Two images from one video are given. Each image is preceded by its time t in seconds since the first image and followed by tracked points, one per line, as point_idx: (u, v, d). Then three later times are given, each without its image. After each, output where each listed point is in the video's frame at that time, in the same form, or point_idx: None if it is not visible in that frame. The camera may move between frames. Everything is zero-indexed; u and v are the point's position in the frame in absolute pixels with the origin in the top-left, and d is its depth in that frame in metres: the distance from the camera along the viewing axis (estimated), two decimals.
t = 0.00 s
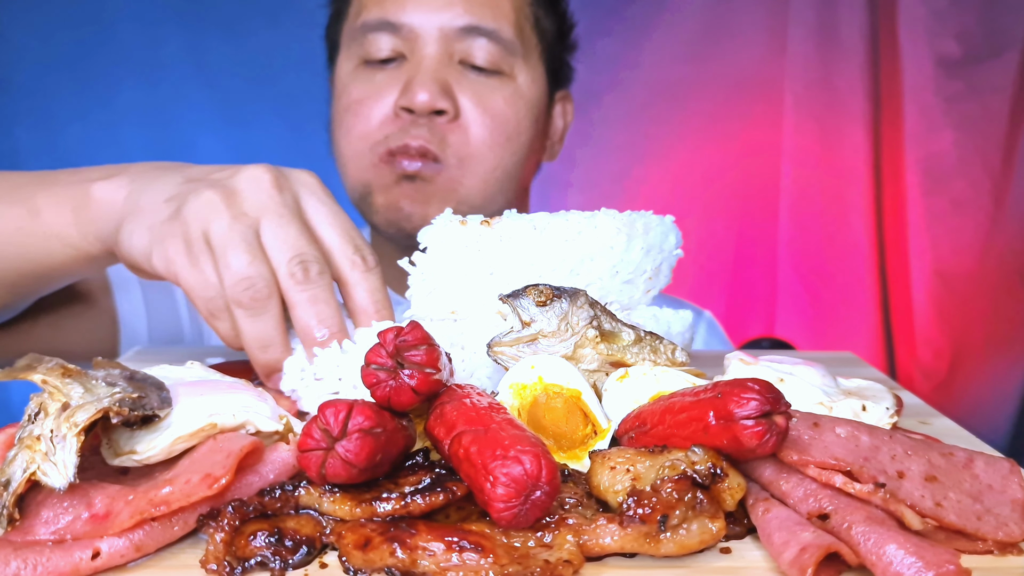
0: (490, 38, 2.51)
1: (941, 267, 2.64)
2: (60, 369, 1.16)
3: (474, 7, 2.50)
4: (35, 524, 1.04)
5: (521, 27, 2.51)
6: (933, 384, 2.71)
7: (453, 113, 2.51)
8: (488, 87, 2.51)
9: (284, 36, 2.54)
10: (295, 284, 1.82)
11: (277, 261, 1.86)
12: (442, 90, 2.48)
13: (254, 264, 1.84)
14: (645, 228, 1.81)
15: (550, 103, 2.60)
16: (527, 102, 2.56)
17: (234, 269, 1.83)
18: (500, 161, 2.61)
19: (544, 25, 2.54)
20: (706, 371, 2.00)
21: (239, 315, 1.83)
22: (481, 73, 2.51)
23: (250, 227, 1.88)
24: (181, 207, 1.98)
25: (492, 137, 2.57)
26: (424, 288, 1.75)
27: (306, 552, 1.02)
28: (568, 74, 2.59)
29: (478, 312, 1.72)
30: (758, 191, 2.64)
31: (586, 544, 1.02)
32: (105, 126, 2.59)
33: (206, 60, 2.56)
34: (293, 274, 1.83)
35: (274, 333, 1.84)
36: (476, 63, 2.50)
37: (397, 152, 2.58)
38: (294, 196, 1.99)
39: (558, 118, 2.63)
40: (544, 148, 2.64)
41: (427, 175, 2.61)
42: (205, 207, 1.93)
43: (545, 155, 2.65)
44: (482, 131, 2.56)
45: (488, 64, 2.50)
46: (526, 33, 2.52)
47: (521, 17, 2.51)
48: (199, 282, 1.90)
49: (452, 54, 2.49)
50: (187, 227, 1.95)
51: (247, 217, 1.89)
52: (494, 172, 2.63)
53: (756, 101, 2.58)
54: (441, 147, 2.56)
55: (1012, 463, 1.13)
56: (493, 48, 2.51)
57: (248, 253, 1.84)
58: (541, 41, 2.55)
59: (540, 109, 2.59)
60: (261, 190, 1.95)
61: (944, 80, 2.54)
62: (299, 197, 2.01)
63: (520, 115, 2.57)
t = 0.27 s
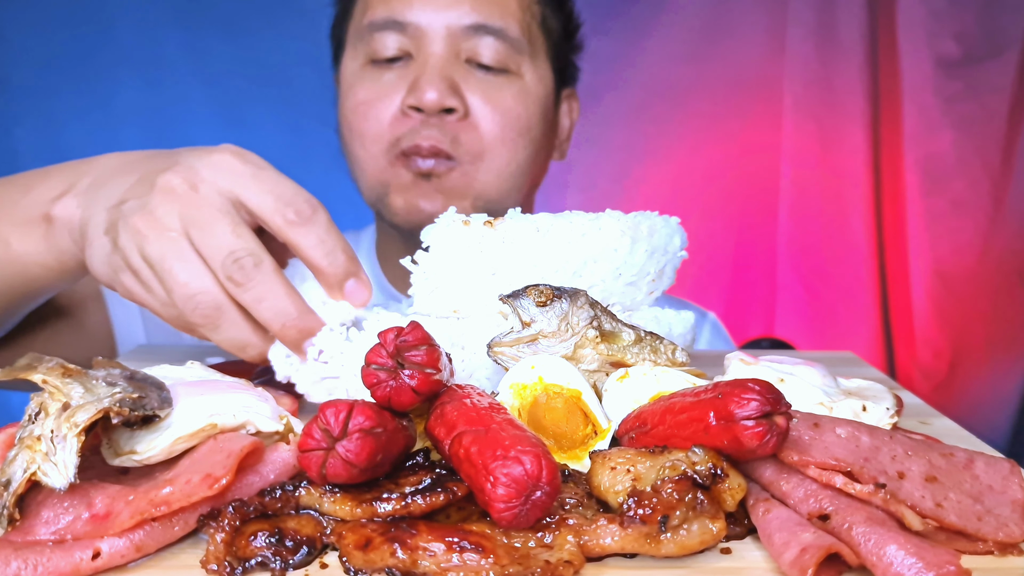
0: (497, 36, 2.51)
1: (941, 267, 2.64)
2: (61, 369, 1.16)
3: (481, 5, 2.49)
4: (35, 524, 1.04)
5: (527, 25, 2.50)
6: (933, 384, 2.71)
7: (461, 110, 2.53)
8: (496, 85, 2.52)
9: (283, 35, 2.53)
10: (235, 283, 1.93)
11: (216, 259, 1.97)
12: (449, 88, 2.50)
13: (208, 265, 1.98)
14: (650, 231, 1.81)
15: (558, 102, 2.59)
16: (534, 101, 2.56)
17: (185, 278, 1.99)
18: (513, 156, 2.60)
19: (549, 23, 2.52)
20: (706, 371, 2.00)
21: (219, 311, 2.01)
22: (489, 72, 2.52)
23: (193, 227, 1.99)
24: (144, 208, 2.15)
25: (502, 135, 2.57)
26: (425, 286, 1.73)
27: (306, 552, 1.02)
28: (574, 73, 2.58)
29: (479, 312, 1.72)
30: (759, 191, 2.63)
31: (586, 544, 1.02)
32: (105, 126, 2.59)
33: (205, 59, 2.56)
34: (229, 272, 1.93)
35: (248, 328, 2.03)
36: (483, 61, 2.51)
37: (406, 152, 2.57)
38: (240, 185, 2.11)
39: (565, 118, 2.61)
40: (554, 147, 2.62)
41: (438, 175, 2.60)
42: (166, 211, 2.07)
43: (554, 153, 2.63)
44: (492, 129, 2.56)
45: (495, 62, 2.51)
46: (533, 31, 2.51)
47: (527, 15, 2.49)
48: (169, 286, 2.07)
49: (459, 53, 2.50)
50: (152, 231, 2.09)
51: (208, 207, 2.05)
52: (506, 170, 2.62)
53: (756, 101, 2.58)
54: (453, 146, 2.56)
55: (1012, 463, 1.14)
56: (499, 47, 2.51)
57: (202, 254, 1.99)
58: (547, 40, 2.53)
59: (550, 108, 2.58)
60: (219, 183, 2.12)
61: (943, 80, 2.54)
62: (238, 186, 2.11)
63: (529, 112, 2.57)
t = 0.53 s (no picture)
0: (497, 36, 2.50)
1: (941, 268, 2.64)
2: (61, 369, 1.16)
3: (481, 5, 2.48)
4: (35, 524, 1.04)
5: (530, 27, 2.49)
6: (933, 384, 2.71)
7: (458, 113, 2.51)
8: (493, 87, 2.50)
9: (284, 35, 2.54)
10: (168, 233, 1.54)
11: (144, 216, 1.58)
12: (446, 89, 2.48)
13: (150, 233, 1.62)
14: (647, 229, 1.82)
15: (558, 106, 2.58)
16: (533, 104, 2.55)
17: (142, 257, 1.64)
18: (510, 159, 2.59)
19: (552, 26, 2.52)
20: (706, 371, 2.00)
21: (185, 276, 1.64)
22: (487, 73, 2.50)
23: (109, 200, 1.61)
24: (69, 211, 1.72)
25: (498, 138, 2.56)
26: (424, 287, 1.73)
27: (307, 552, 1.02)
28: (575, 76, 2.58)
29: (479, 312, 1.73)
30: (759, 191, 2.64)
31: (586, 544, 1.02)
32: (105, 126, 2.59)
33: (205, 59, 2.56)
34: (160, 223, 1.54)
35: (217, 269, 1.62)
36: (482, 61, 2.49)
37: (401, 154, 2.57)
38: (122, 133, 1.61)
39: (567, 121, 2.61)
40: (554, 152, 2.62)
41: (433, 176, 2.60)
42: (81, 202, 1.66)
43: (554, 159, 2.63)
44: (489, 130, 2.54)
45: (494, 63, 2.49)
46: (534, 33, 2.49)
47: (528, 16, 2.48)
48: (146, 277, 1.77)
49: (458, 53, 2.49)
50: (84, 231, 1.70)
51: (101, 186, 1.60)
52: (502, 171, 2.61)
53: (755, 102, 2.58)
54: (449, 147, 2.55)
55: (1012, 463, 1.14)
56: (499, 47, 2.50)
57: (135, 228, 1.62)
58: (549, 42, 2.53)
59: (548, 111, 2.57)
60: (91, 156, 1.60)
61: (943, 80, 2.54)
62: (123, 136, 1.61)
63: (526, 116, 2.56)
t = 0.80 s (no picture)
0: (483, 45, 2.47)
1: (940, 268, 2.64)
2: (61, 369, 1.17)
3: (465, 14, 2.47)
4: (35, 524, 1.04)
5: (520, 38, 2.47)
6: (933, 384, 2.71)
7: (437, 121, 2.46)
8: (475, 96, 2.47)
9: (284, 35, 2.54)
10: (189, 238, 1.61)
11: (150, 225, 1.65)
12: (425, 97, 2.44)
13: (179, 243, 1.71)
14: (646, 229, 1.82)
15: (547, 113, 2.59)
16: (517, 112, 2.52)
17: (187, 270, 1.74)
18: (490, 168, 2.57)
19: (547, 34, 2.53)
20: (706, 371, 2.00)
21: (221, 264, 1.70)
22: (470, 82, 2.47)
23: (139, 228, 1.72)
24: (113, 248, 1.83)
25: (479, 147, 2.53)
26: (425, 287, 1.72)
27: (307, 552, 1.02)
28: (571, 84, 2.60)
29: (479, 312, 1.73)
30: (758, 191, 2.64)
31: (586, 544, 1.02)
32: (105, 126, 2.59)
33: (206, 60, 2.56)
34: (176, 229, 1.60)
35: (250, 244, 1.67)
36: (465, 71, 2.46)
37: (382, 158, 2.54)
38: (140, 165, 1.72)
39: (564, 129, 2.63)
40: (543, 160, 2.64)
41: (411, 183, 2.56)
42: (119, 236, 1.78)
43: (543, 166, 2.65)
44: (470, 139, 2.51)
45: (478, 72, 2.46)
46: (525, 42, 2.48)
47: (518, 26, 2.47)
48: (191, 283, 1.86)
49: (441, 62, 2.45)
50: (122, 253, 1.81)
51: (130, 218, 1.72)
52: (482, 179, 2.59)
53: (755, 102, 2.58)
54: (426, 155, 2.52)
55: (1011, 463, 1.14)
56: (482, 56, 2.47)
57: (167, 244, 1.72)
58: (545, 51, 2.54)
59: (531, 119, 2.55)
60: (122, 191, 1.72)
61: (943, 80, 2.54)
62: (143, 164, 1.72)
63: (509, 123, 2.53)
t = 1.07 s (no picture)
0: (478, 48, 2.26)
1: (940, 268, 2.64)
2: (61, 369, 1.17)
3: (460, 17, 2.27)
4: (35, 524, 1.04)
5: (514, 42, 2.33)
6: (933, 384, 2.71)
7: (426, 127, 2.23)
8: (467, 103, 2.27)
9: (284, 37, 2.54)
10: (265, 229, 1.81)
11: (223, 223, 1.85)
12: (414, 102, 2.20)
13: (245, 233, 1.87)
14: (646, 229, 1.82)
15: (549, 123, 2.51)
16: (509, 119, 2.35)
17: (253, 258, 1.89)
18: (480, 177, 2.38)
19: (543, 39, 2.41)
20: (706, 371, 2.00)
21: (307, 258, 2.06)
22: (463, 88, 2.26)
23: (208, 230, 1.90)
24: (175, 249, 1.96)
25: (468, 157, 2.33)
26: (424, 288, 1.73)
27: (306, 552, 1.02)
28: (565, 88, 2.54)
29: (479, 312, 1.73)
30: (757, 191, 2.64)
31: (586, 544, 1.02)
32: (105, 126, 2.58)
33: (206, 61, 2.56)
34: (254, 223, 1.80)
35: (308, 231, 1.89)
36: (459, 75, 2.24)
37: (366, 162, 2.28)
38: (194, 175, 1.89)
39: (560, 135, 2.58)
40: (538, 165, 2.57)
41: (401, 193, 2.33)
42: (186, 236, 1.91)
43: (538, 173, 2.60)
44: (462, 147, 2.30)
45: (473, 77, 2.25)
46: (520, 49, 2.34)
47: (515, 31, 2.33)
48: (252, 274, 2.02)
49: (433, 66, 2.24)
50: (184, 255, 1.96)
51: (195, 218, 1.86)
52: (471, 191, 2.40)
53: (755, 102, 2.58)
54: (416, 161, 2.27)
55: (1012, 463, 1.14)
56: (477, 61, 2.26)
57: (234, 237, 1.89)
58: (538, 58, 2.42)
59: (524, 127, 2.40)
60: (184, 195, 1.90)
61: (943, 80, 2.54)
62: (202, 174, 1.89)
63: (500, 132, 2.35)
